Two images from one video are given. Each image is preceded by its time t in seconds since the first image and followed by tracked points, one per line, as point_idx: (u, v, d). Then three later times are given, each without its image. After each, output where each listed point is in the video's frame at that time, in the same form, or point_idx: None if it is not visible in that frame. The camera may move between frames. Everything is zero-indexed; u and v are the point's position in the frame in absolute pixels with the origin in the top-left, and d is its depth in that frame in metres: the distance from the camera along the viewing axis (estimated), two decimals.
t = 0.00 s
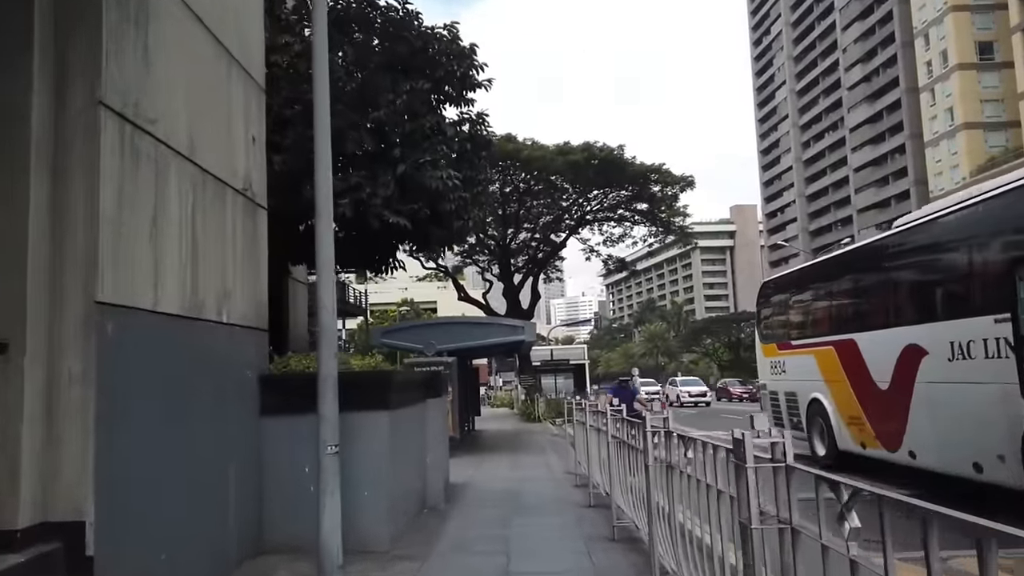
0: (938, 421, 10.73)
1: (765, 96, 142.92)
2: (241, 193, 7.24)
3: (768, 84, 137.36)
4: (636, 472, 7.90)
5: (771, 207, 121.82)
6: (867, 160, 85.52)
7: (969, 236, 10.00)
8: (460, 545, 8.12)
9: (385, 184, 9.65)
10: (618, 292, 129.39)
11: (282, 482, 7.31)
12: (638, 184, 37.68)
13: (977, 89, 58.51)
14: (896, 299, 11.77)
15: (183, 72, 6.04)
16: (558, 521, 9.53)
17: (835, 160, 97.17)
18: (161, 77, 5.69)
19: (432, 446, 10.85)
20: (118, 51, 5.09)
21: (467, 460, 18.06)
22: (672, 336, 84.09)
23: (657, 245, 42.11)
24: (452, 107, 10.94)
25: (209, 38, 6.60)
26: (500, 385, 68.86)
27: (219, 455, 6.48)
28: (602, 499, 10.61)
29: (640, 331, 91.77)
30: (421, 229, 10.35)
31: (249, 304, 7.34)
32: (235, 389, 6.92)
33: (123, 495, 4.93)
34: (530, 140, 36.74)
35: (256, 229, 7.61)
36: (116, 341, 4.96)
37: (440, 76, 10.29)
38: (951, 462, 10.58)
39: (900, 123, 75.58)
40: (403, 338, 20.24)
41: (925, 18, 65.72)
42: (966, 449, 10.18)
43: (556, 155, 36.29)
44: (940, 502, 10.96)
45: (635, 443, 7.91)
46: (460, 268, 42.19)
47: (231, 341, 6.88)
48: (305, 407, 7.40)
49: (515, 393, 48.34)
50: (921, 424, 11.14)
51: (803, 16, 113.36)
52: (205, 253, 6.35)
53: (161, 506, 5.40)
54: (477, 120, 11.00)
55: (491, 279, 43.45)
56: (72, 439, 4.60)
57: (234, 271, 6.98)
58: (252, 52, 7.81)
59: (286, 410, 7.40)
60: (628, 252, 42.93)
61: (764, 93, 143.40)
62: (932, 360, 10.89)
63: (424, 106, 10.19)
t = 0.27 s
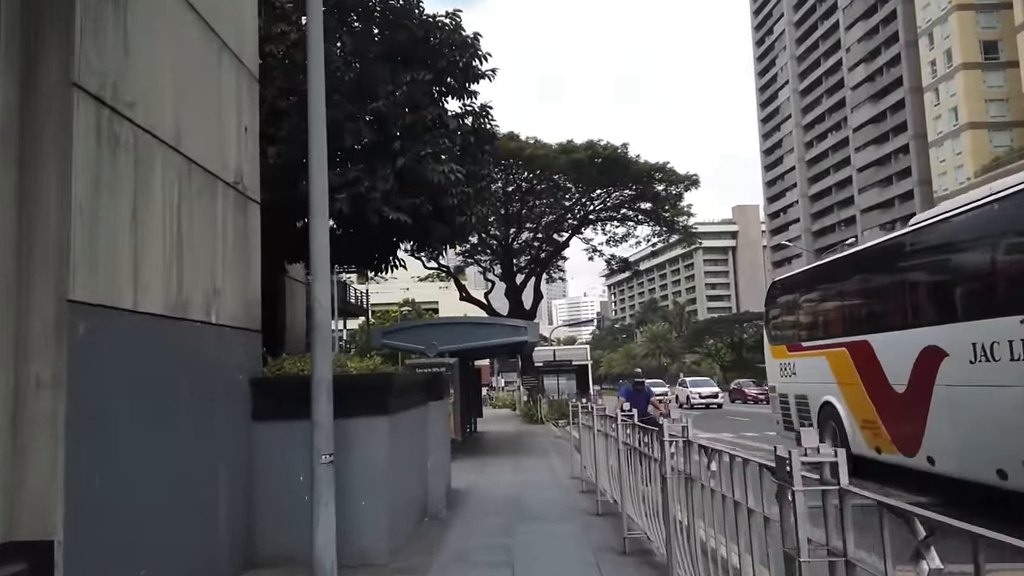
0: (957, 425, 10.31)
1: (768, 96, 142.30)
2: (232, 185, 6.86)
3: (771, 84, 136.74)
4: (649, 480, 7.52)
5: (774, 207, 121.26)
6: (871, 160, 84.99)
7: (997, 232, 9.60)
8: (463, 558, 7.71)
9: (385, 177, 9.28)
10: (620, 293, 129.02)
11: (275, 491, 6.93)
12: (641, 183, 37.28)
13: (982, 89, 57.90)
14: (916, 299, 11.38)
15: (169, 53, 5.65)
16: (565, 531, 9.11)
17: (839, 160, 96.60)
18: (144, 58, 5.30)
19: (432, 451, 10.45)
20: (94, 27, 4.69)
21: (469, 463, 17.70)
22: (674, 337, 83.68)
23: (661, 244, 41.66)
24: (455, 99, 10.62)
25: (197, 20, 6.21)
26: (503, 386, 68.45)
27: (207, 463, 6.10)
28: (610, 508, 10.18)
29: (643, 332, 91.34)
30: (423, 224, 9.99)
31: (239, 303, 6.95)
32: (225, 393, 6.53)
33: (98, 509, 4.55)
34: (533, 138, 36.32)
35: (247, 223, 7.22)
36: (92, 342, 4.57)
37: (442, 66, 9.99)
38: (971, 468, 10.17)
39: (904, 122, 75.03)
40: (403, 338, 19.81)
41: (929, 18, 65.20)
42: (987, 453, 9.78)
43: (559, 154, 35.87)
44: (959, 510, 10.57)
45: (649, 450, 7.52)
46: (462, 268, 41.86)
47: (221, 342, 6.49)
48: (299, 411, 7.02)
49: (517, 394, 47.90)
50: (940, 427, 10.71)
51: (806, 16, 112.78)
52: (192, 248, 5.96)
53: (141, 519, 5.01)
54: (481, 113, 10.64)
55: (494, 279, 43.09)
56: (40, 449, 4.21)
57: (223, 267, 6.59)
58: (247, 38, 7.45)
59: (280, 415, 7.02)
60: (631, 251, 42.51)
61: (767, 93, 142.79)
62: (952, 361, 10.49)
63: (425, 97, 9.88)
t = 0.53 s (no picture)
0: (974, 426, 9.98)
1: (771, 95, 141.70)
2: (215, 173, 6.50)
3: (773, 83, 136.18)
4: (657, 485, 7.16)
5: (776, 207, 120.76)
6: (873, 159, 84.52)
7: (1015, 225, 9.26)
8: (461, 566, 7.34)
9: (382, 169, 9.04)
10: (622, 292, 128.68)
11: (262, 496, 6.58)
12: (644, 181, 36.90)
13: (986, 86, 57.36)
14: (929, 294, 11.04)
15: (143, 30, 5.30)
16: (568, 537, 8.75)
17: (842, 159, 96.08)
18: (115, 34, 4.95)
19: (429, 452, 10.09)
20: None
21: (469, 464, 17.36)
22: (677, 337, 83.32)
23: (664, 242, 41.24)
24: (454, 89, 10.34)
25: None
26: (504, 385, 68.31)
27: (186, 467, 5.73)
28: (615, 513, 9.80)
29: (645, 331, 90.98)
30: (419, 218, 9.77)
31: (224, 297, 6.58)
32: (207, 393, 6.16)
33: (59, 519, 4.20)
34: (535, 135, 35.90)
35: (233, 213, 6.85)
36: (52, 338, 4.20)
37: (439, 53, 9.69)
38: (989, 471, 9.82)
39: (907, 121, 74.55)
40: (403, 337, 19.41)
41: (932, 15, 64.69)
42: (1006, 455, 9.45)
43: (561, 151, 35.45)
44: (976, 515, 10.22)
45: (658, 454, 7.15)
46: (463, 267, 41.54)
47: (202, 338, 6.13)
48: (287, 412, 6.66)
49: (519, 394, 47.52)
50: (956, 429, 10.37)
51: (809, 14, 112.23)
52: (172, 238, 5.61)
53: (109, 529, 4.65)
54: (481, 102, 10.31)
55: (495, 278, 42.75)
56: None
57: (209, 259, 6.27)
58: (234, 22, 7.09)
59: (266, 415, 6.68)
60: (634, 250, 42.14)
61: (770, 92, 142.33)
62: (969, 360, 10.13)
63: (421, 86, 9.64)
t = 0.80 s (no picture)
0: (991, 426, 9.61)
1: (773, 93, 141.14)
2: (194, 161, 6.14)
3: (775, 82, 135.55)
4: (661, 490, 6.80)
5: (778, 205, 120.32)
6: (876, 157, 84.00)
7: None
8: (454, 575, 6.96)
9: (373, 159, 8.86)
10: (624, 291, 128.46)
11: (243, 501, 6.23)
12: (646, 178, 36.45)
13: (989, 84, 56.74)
14: (942, 290, 10.66)
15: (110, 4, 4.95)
16: (568, 544, 8.37)
17: (844, 158, 95.71)
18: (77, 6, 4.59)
19: (425, 453, 9.74)
20: None
21: (468, 465, 17.02)
22: (679, 336, 82.97)
23: (666, 240, 40.87)
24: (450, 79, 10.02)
25: None
26: (505, 385, 68.03)
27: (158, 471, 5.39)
28: (617, 517, 9.43)
29: (647, 330, 90.70)
30: (412, 210, 9.61)
31: (204, 291, 6.23)
32: (183, 393, 5.81)
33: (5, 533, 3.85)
34: (536, 132, 35.51)
35: (214, 203, 6.50)
36: None
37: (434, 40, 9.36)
38: (1006, 474, 9.44)
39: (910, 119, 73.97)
40: (402, 336, 19.02)
41: (936, 12, 64.11)
42: None
43: (562, 148, 35.04)
44: (991, 519, 9.84)
45: (662, 458, 6.76)
46: (464, 266, 41.24)
47: (179, 336, 5.78)
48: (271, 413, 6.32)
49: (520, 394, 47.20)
50: (972, 429, 9.99)
51: (811, 11, 111.68)
52: (144, 228, 5.27)
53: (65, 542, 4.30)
54: (478, 91, 9.97)
55: (496, 277, 42.44)
56: None
57: (187, 251, 5.93)
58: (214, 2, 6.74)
59: (248, 416, 6.32)
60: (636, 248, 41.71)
61: (772, 90, 141.71)
62: (986, 359, 9.76)
63: (416, 73, 9.39)
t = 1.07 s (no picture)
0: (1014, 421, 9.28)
1: (775, 90, 140.52)
2: (181, 142, 5.82)
3: (778, 78, 134.89)
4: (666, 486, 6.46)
5: (781, 202, 119.82)
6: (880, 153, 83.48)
7: None
8: None
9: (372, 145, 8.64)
10: (625, 289, 127.91)
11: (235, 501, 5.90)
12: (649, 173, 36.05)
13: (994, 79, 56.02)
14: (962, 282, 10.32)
15: None
16: (576, 544, 8.05)
17: (847, 154, 95.31)
18: None
19: (426, 449, 9.44)
20: None
21: (471, 463, 16.71)
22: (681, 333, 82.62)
23: (669, 236, 40.58)
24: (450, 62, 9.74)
25: None
26: (507, 382, 67.77)
27: (145, 469, 5.08)
28: (625, 517, 9.11)
29: (649, 327, 90.34)
30: (411, 197, 9.46)
31: (192, 281, 5.92)
32: (173, 386, 5.51)
33: None
34: (538, 127, 35.14)
35: (202, 187, 6.17)
36: None
37: (434, 22, 9.04)
38: None
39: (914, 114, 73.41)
40: (403, 332, 18.68)
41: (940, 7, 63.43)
42: None
43: (565, 143, 34.72)
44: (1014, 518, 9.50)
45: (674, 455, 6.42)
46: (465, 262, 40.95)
47: (165, 326, 5.46)
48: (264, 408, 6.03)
49: (522, 391, 46.92)
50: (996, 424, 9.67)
51: (814, 7, 111.15)
52: (124, 211, 4.94)
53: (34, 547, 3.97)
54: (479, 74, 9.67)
55: (498, 273, 42.15)
56: None
57: (172, 237, 5.61)
58: None
59: (239, 412, 5.99)
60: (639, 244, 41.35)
61: (775, 87, 141.08)
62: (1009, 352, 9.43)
63: (416, 55, 9.06)
